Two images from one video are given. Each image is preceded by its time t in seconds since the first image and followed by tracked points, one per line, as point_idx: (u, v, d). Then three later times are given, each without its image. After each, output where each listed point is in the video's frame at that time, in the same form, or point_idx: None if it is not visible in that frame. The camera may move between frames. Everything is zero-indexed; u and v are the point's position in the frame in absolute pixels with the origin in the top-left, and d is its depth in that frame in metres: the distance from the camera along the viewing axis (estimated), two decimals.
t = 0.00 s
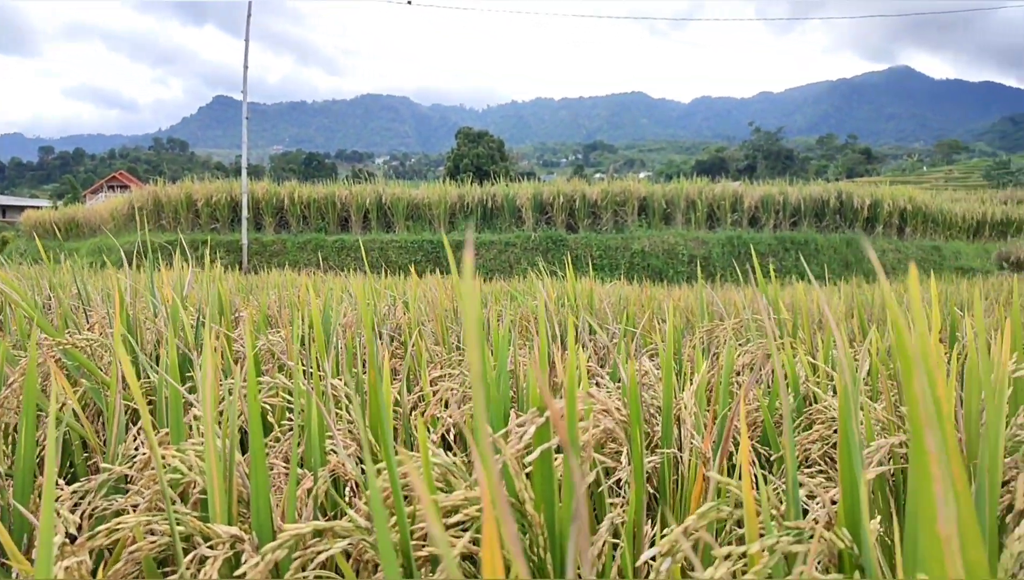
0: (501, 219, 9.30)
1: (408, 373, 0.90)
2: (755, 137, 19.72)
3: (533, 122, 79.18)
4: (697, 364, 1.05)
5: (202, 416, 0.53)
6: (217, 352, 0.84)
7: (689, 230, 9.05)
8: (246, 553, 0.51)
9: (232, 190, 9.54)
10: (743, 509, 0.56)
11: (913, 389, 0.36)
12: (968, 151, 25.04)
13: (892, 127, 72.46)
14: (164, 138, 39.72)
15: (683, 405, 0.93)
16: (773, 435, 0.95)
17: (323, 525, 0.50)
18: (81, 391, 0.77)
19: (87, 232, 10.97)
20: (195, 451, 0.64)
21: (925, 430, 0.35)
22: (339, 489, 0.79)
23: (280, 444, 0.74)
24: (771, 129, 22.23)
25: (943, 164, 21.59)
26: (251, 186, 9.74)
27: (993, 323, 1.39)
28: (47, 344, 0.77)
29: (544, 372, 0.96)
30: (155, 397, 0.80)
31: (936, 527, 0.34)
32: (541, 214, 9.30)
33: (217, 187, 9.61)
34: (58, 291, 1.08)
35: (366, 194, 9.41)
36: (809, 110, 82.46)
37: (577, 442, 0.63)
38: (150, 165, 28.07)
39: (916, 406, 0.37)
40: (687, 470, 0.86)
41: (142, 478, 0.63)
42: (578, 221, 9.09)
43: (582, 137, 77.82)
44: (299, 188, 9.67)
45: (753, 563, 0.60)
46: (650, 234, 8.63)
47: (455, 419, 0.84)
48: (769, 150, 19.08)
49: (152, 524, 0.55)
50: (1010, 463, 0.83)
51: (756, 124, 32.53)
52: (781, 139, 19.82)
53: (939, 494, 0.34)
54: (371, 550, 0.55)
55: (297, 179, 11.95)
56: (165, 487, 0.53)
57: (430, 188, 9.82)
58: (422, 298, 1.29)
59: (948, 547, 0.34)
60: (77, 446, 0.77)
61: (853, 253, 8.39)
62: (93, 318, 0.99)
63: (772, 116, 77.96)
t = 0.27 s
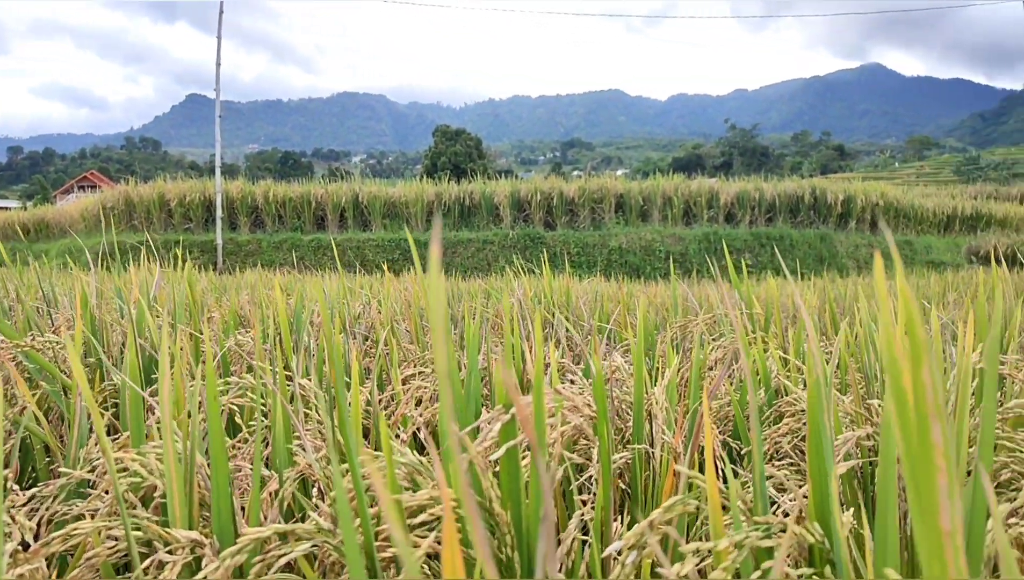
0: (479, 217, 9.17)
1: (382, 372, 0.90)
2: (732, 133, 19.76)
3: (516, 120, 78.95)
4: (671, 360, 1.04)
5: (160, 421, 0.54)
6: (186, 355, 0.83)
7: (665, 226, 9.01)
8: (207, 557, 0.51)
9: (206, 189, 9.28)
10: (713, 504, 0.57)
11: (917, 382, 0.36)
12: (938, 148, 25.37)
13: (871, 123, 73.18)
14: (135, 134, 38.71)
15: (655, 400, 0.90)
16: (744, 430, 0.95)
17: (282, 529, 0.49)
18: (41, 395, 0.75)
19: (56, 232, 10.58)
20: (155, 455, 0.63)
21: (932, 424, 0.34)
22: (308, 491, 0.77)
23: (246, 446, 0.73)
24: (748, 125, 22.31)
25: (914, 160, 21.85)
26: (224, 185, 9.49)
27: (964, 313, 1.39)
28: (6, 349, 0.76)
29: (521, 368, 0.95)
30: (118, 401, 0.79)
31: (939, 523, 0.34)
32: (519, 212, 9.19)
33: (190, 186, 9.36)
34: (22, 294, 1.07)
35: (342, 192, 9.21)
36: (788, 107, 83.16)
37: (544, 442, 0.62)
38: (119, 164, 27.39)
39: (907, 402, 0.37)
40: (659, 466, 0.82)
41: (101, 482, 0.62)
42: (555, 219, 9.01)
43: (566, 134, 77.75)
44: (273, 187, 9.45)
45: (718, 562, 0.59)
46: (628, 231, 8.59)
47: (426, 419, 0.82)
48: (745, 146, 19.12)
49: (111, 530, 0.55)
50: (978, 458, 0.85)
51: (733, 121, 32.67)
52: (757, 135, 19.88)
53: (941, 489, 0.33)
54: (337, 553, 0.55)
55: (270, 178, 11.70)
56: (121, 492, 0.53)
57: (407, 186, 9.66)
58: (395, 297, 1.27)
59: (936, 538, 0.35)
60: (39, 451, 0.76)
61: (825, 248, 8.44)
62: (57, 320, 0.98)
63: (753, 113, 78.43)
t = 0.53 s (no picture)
0: (463, 215, 9.13)
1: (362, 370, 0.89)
2: (715, 131, 19.82)
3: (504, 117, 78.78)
4: (655, 356, 1.04)
5: (132, 421, 0.53)
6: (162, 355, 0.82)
7: (650, 223, 9.00)
8: (180, 559, 0.51)
9: (187, 188, 9.16)
10: (699, 500, 0.55)
11: (894, 374, 0.36)
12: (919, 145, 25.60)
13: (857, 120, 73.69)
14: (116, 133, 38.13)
15: (637, 397, 0.87)
16: (725, 425, 0.95)
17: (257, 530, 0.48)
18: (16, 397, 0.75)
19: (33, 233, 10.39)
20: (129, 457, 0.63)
21: (903, 414, 0.35)
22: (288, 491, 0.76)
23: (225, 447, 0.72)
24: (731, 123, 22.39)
25: (894, 157, 22.06)
26: (206, 184, 9.38)
27: (942, 308, 1.42)
28: None
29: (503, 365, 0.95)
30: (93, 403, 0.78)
31: (917, 517, 0.34)
32: (503, 209, 9.15)
33: (171, 185, 9.23)
34: None
35: (325, 191, 9.12)
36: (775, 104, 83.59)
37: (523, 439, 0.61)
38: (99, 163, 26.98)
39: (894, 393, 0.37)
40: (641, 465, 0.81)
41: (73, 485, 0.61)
42: (540, 216, 8.97)
43: (554, 132, 77.65)
44: (256, 185, 9.34)
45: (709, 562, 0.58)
46: (612, 228, 8.55)
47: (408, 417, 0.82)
48: (729, 144, 19.18)
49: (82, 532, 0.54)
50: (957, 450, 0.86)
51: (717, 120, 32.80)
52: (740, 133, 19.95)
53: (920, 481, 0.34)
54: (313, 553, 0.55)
55: (254, 177, 11.59)
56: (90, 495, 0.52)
57: (391, 184, 9.60)
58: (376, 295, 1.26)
59: (916, 530, 0.35)
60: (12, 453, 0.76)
61: (807, 243, 8.49)
62: (33, 322, 0.98)
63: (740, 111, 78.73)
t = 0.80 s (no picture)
0: (453, 216, 9.12)
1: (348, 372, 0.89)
2: (704, 132, 19.90)
3: (496, 117, 78.74)
4: (643, 355, 1.03)
5: (115, 424, 0.52)
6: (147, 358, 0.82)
7: (639, 223, 9.02)
8: (163, 562, 0.51)
9: (174, 189, 9.10)
10: (689, 503, 0.53)
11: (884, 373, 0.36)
12: (906, 145, 25.83)
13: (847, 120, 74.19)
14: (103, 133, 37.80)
15: (624, 397, 0.87)
16: (712, 424, 0.94)
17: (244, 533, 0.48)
18: None
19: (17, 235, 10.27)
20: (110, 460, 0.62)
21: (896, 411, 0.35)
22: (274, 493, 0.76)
23: (210, 451, 0.72)
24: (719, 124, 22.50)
25: (881, 157, 22.21)
26: (194, 185, 9.31)
27: (926, 308, 1.42)
28: None
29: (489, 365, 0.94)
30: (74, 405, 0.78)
31: (910, 516, 0.35)
32: (492, 210, 9.15)
33: (159, 186, 9.17)
34: None
35: (314, 192, 9.09)
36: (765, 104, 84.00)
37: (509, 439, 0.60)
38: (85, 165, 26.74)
39: (886, 394, 0.37)
40: (630, 465, 0.80)
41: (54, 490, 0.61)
42: (529, 217, 8.97)
43: (546, 132, 77.69)
44: (244, 187, 9.29)
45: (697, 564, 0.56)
46: (601, 229, 8.56)
47: (395, 420, 0.82)
48: (717, 144, 19.27)
49: (64, 537, 0.54)
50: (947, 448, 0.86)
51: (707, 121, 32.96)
52: (729, 134, 20.04)
53: (910, 479, 0.34)
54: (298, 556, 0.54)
55: (241, 178, 11.51)
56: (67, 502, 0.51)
57: (380, 185, 9.58)
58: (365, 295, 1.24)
59: (906, 527, 0.36)
60: None
61: (795, 243, 8.52)
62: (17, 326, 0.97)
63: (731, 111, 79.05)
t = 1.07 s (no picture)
0: (438, 211, 9.08)
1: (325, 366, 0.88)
2: (690, 129, 19.96)
3: (486, 112, 78.49)
4: (625, 351, 1.02)
5: (86, 419, 0.52)
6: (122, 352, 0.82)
7: (624, 219, 9.02)
8: (135, 559, 0.51)
9: (157, 182, 8.99)
10: (670, 496, 0.50)
11: (870, 373, 0.37)
12: (890, 143, 26.04)
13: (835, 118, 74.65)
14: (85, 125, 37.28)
15: (605, 391, 0.85)
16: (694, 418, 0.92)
17: (217, 530, 0.47)
18: None
19: None
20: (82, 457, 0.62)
21: (882, 412, 0.36)
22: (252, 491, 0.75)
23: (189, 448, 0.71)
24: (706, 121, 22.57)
25: (865, 155, 22.39)
26: (177, 178, 9.21)
27: (906, 304, 1.44)
28: None
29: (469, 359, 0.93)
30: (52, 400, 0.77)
31: (890, 516, 0.36)
32: (478, 205, 9.12)
33: (141, 179, 9.06)
34: None
35: (298, 185, 9.01)
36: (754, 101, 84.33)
37: (487, 434, 0.57)
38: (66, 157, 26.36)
39: (870, 393, 0.38)
40: (611, 460, 0.77)
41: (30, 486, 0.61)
42: (515, 212, 8.96)
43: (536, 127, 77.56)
44: (227, 180, 9.20)
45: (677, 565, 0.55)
46: (587, 224, 8.55)
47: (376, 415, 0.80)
48: (703, 141, 19.33)
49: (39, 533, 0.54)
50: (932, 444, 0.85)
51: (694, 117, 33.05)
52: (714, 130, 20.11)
53: (893, 479, 0.35)
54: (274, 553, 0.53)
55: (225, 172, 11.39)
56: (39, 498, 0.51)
57: (366, 179, 9.52)
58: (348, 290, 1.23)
59: (889, 524, 0.37)
60: None
61: (780, 240, 8.57)
62: None
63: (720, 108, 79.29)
